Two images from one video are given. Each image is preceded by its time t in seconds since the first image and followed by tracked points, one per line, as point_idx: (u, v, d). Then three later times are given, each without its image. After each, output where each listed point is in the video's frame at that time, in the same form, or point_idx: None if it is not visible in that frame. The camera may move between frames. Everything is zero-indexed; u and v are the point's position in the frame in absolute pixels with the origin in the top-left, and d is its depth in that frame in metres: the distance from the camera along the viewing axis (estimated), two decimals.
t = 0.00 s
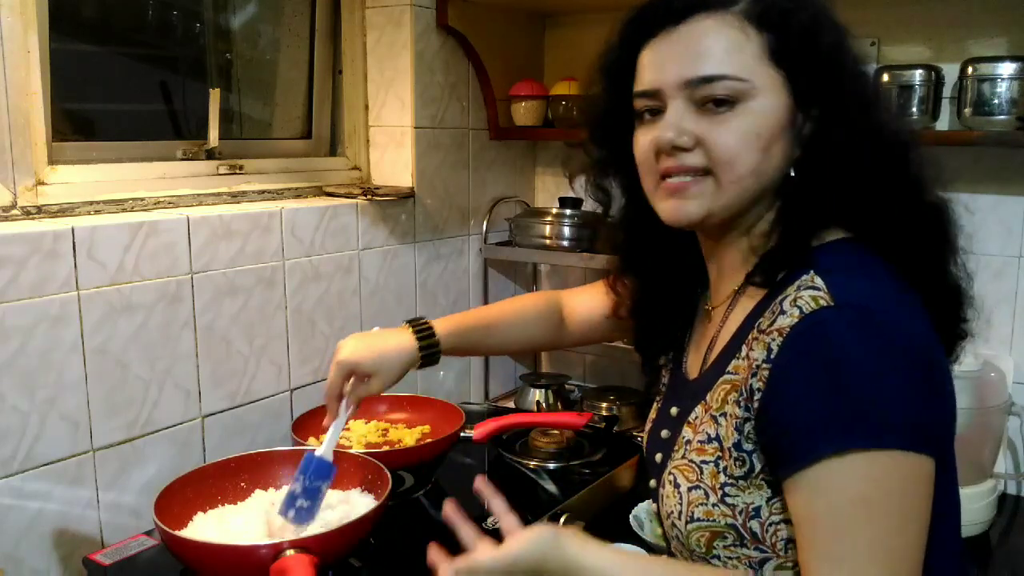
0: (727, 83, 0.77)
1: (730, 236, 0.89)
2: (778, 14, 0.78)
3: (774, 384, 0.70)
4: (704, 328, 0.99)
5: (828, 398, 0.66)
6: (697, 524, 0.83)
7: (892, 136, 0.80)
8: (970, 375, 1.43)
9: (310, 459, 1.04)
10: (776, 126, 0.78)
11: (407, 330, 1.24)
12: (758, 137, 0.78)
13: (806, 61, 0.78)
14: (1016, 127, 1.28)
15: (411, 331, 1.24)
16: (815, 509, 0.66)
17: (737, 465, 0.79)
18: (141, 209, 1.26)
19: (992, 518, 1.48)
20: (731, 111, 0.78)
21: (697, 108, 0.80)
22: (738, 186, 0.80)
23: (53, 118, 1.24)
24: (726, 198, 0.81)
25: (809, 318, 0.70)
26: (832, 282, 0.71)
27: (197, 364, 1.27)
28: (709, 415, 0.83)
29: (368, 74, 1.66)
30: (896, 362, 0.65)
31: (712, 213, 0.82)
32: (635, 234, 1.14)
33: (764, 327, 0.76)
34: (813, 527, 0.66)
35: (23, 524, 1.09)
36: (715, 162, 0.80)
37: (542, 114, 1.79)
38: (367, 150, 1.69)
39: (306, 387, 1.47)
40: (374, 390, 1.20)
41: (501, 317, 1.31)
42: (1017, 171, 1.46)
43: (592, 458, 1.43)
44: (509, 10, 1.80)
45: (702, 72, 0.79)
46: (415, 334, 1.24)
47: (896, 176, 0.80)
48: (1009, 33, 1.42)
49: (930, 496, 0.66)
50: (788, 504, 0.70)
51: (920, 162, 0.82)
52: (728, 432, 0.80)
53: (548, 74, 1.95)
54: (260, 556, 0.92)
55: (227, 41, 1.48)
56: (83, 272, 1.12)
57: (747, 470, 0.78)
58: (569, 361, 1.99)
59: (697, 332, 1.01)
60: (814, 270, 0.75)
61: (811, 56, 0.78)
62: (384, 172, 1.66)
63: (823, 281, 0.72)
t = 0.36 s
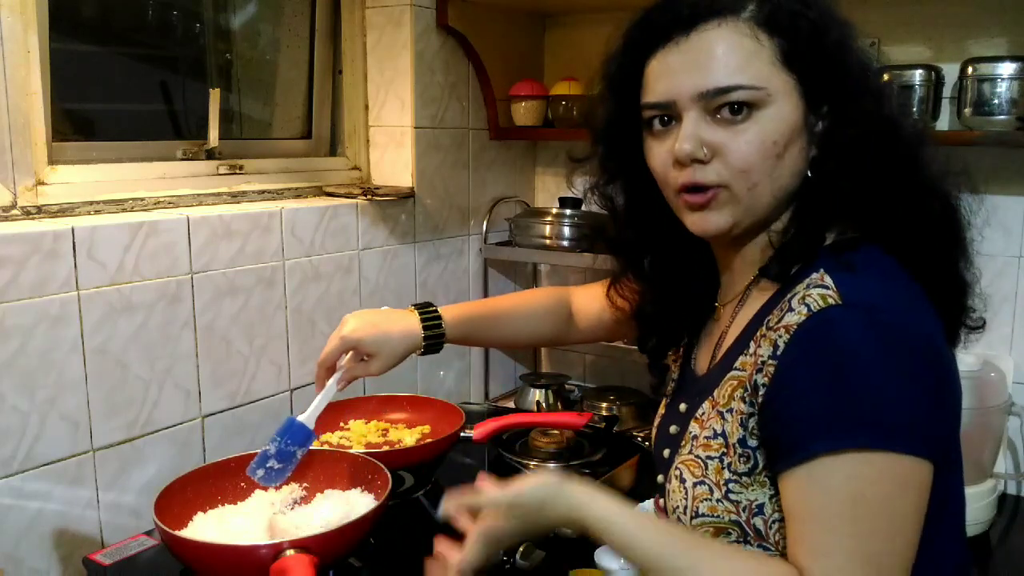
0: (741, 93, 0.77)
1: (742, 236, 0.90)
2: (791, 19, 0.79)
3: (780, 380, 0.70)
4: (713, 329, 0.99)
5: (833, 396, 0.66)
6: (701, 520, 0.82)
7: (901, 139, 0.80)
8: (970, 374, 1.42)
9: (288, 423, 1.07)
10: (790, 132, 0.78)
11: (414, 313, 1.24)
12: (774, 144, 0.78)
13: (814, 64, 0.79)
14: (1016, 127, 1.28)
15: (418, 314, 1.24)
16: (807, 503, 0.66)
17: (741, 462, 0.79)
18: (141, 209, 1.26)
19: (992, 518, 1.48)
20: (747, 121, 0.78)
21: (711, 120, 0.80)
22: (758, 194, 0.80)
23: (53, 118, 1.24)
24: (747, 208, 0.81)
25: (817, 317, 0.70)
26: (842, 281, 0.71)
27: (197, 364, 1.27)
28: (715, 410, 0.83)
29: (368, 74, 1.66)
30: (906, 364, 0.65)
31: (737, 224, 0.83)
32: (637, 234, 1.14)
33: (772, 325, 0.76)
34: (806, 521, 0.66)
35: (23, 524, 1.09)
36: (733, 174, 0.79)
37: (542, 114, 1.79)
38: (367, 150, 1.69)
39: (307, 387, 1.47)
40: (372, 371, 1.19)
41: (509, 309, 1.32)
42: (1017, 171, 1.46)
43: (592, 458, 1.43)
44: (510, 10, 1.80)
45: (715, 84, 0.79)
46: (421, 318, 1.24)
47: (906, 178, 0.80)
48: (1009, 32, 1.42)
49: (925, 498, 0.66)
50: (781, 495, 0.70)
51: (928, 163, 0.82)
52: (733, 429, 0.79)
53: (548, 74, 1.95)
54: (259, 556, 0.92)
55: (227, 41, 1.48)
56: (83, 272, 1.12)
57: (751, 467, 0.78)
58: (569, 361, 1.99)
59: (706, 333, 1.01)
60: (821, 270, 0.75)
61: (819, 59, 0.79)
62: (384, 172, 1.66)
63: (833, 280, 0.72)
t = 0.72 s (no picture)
0: (740, 109, 0.76)
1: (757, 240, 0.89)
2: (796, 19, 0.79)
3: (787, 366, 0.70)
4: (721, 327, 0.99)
5: (839, 384, 0.66)
6: (707, 509, 0.82)
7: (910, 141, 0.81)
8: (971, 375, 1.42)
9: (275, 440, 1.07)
10: (794, 137, 0.78)
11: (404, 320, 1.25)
12: (781, 151, 0.77)
13: (823, 64, 0.79)
14: (1016, 127, 1.28)
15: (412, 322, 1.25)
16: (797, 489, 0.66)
17: (747, 452, 0.78)
18: (141, 209, 1.26)
19: (992, 518, 1.48)
20: (749, 133, 0.77)
21: (714, 136, 0.79)
22: (774, 199, 0.80)
23: (53, 118, 1.24)
24: (766, 214, 0.81)
25: (830, 308, 0.70)
26: (858, 276, 0.71)
27: (197, 364, 1.27)
28: (725, 401, 0.83)
29: (368, 74, 1.66)
30: (914, 359, 0.65)
31: (757, 230, 0.83)
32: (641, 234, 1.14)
33: (785, 314, 0.76)
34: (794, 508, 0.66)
35: (23, 524, 1.09)
36: (746, 185, 0.79)
37: (542, 114, 1.79)
38: (367, 150, 1.69)
39: (307, 387, 1.47)
40: (367, 381, 1.21)
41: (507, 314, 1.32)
42: (1016, 171, 1.46)
43: (592, 457, 1.43)
44: (510, 11, 1.80)
45: (713, 102, 0.77)
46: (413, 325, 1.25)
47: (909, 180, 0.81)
48: (1008, 33, 1.42)
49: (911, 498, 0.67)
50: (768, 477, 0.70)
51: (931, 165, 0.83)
52: (742, 419, 0.79)
53: (548, 75, 1.95)
54: (259, 556, 0.92)
55: (227, 41, 1.48)
56: (83, 272, 1.11)
57: (756, 457, 0.78)
58: (569, 361, 1.98)
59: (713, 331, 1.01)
60: (839, 264, 0.75)
61: (829, 59, 0.79)
62: (384, 172, 1.66)
63: (848, 274, 0.72)
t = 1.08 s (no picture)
0: (681, 121, 0.77)
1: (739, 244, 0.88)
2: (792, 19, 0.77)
3: (776, 383, 0.71)
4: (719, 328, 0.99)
5: (827, 402, 0.67)
6: (701, 519, 0.83)
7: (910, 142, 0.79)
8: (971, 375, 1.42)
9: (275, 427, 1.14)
10: (735, 152, 0.76)
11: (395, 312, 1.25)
12: (719, 166, 0.77)
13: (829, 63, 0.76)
14: (1016, 127, 1.28)
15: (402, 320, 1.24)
16: (797, 509, 0.68)
17: (741, 463, 0.79)
18: (141, 209, 1.26)
19: (992, 518, 1.48)
20: (692, 145, 0.77)
21: (663, 144, 0.80)
22: (719, 212, 0.79)
23: (53, 118, 1.24)
24: (714, 224, 0.81)
25: (816, 323, 0.70)
26: (843, 289, 0.72)
27: (197, 364, 1.27)
28: (719, 411, 0.83)
29: (368, 74, 1.66)
30: (902, 374, 0.66)
31: (707, 236, 0.83)
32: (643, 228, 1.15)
33: (774, 327, 0.76)
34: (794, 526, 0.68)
35: (23, 524, 1.09)
36: (689, 194, 0.80)
37: (542, 114, 1.79)
38: (367, 150, 1.69)
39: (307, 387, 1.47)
40: (360, 370, 1.22)
41: (508, 308, 1.31)
42: (1016, 171, 1.46)
43: (592, 458, 1.43)
44: (510, 10, 1.80)
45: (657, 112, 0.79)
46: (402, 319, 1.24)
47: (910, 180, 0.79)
48: (1008, 33, 1.42)
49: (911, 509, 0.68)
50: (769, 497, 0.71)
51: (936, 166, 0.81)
52: (735, 430, 0.79)
53: (548, 74, 1.95)
54: (259, 556, 0.92)
55: (227, 41, 1.48)
56: (83, 272, 1.12)
57: (750, 468, 0.78)
58: (569, 361, 1.98)
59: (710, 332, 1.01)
60: (827, 276, 0.76)
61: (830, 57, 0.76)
62: (384, 172, 1.66)
63: (834, 287, 0.73)
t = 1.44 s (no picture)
0: (622, 117, 0.78)
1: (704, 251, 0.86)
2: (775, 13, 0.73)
3: (756, 392, 0.70)
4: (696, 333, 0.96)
5: (807, 411, 0.66)
6: (695, 537, 0.82)
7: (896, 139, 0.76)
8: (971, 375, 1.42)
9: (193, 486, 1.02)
10: (666, 155, 0.76)
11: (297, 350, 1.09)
12: (649, 167, 0.77)
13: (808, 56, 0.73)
14: (1016, 127, 1.28)
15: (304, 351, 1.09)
16: (778, 516, 0.67)
17: (728, 478, 0.78)
18: (141, 209, 1.26)
19: (992, 518, 1.48)
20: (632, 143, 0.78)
21: (613, 141, 0.81)
22: (652, 216, 0.79)
23: (53, 118, 1.24)
24: (649, 227, 0.80)
25: (793, 332, 0.69)
26: (820, 295, 0.71)
27: (197, 364, 1.27)
28: (701, 427, 0.82)
29: (368, 74, 1.66)
30: (882, 380, 0.65)
31: (642, 235, 0.82)
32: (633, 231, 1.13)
33: (751, 338, 0.75)
34: (778, 536, 0.66)
35: (24, 524, 1.09)
36: (626, 192, 0.80)
37: (541, 114, 1.79)
38: (367, 150, 1.69)
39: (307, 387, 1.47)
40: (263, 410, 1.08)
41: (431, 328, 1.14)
42: (1015, 171, 1.46)
43: (592, 458, 1.44)
44: (510, 10, 1.80)
45: (607, 109, 0.80)
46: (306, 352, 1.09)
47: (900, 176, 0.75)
48: (1008, 33, 1.42)
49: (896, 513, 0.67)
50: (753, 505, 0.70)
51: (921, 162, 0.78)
52: (720, 445, 0.79)
53: (548, 74, 1.95)
54: (260, 556, 0.92)
55: (227, 41, 1.48)
56: (83, 272, 1.12)
57: (738, 482, 0.78)
58: (569, 361, 1.98)
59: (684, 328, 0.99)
60: (801, 281, 0.73)
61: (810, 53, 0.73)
62: (384, 172, 1.66)
63: (810, 293, 0.71)
